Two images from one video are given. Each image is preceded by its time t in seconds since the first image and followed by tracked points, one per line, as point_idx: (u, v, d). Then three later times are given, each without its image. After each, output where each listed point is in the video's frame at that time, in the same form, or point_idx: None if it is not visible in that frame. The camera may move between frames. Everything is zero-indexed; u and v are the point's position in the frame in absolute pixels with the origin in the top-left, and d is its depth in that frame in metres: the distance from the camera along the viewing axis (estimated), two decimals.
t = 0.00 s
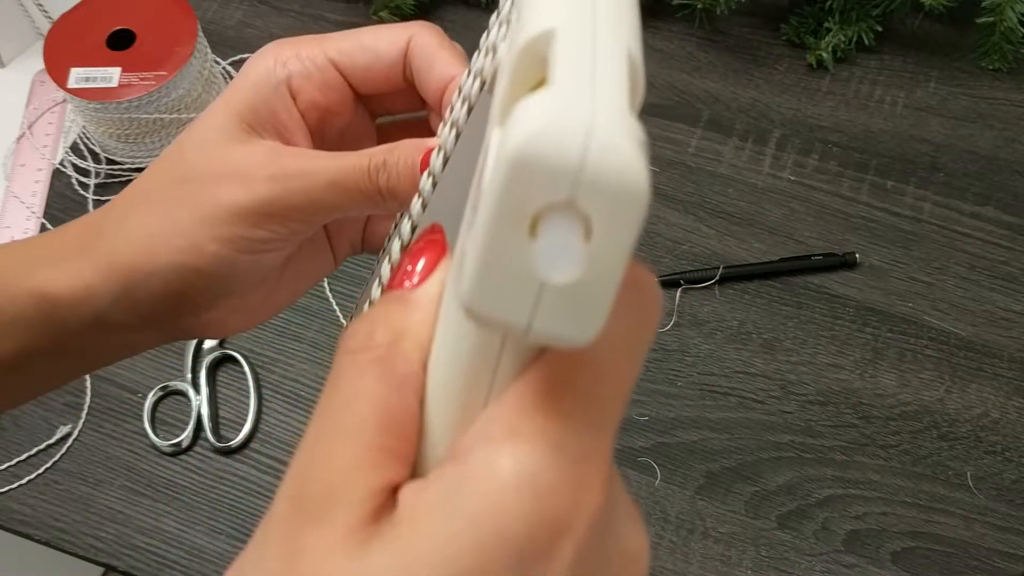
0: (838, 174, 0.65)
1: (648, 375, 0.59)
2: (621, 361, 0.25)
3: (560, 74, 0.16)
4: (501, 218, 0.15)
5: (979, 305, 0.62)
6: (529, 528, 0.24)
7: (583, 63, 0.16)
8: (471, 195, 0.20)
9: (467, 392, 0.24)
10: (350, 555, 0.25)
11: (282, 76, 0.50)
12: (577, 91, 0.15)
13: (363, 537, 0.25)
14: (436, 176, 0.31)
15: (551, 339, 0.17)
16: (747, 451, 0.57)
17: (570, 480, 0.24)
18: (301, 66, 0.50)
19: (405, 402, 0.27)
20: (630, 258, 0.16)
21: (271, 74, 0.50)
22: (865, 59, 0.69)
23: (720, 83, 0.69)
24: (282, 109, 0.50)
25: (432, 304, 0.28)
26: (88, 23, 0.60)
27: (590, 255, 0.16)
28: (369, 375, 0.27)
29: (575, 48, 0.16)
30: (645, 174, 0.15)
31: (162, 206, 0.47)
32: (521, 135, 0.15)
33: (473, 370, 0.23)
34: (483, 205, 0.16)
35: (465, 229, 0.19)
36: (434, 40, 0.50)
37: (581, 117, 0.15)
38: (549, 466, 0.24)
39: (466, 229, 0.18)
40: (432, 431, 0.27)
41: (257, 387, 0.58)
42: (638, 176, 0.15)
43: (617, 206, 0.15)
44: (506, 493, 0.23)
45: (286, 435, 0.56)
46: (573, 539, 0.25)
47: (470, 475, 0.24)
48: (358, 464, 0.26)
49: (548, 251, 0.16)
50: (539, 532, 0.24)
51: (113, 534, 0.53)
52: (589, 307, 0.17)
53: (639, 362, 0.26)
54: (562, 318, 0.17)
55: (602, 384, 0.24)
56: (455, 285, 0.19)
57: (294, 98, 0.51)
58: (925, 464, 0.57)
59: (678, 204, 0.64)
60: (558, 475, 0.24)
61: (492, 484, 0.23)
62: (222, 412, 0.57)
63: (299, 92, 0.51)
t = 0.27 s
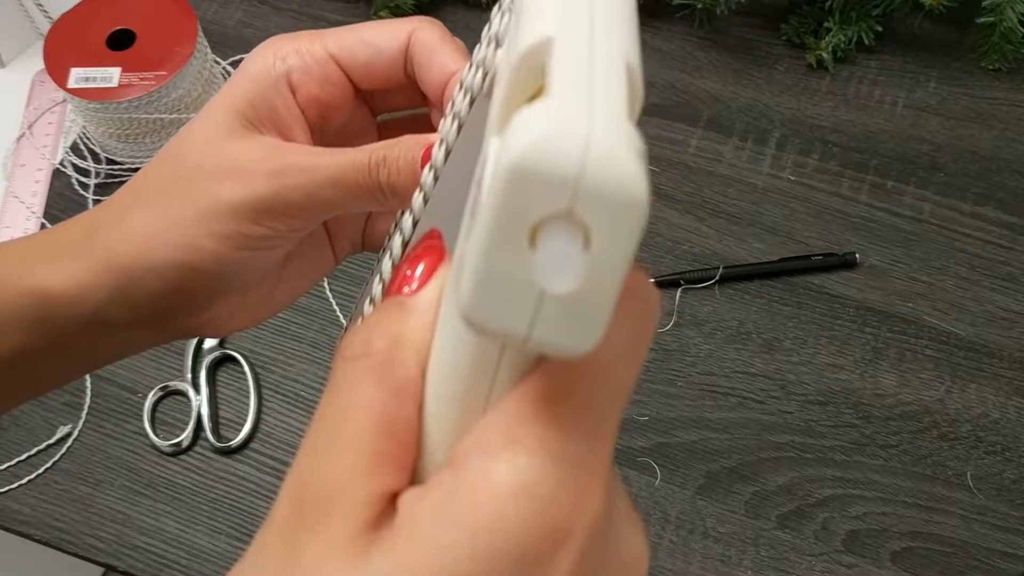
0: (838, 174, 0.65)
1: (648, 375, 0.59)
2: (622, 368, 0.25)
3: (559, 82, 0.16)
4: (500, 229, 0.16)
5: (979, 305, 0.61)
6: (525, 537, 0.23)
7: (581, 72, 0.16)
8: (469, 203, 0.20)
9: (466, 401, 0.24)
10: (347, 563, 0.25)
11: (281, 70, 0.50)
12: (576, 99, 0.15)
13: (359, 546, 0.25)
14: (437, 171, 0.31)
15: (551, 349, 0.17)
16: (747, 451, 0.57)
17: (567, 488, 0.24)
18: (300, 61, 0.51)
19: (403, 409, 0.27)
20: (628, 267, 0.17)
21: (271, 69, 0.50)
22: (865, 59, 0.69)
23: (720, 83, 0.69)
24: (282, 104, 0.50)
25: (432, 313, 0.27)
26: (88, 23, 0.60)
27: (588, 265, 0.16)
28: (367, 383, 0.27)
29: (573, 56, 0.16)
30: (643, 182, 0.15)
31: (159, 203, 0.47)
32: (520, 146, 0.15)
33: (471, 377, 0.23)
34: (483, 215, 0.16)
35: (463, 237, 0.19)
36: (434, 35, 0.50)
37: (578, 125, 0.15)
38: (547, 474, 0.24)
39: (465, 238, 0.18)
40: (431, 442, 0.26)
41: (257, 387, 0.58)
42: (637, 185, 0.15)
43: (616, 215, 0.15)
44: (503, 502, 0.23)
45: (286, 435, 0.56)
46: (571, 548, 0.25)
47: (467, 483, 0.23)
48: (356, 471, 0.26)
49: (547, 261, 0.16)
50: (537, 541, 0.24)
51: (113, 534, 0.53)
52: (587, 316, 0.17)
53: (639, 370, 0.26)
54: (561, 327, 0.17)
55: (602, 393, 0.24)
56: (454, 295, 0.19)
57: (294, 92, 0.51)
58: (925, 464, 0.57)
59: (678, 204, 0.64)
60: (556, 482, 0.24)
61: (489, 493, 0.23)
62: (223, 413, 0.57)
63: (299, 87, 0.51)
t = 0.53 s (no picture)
0: (838, 174, 0.65)
1: (648, 375, 0.59)
2: (607, 381, 0.24)
3: (543, 100, 0.16)
4: (486, 242, 0.16)
5: (979, 305, 0.61)
6: (512, 548, 0.23)
7: (565, 89, 0.16)
8: (455, 218, 0.20)
9: (456, 408, 0.24)
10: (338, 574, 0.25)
11: (278, 67, 0.50)
12: (559, 116, 0.16)
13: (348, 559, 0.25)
14: (432, 160, 0.30)
15: (537, 361, 0.18)
16: (747, 451, 0.57)
17: (554, 499, 0.23)
18: (297, 57, 0.51)
19: (390, 419, 0.27)
20: (610, 280, 0.17)
21: (267, 65, 0.50)
22: (865, 59, 0.69)
23: (720, 83, 0.69)
24: (278, 101, 0.50)
25: (418, 323, 0.28)
26: (88, 23, 0.60)
27: (572, 278, 0.16)
28: (355, 393, 0.27)
29: (557, 74, 0.16)
30: (625, 197, 0.16)
31: (154, 199, 0.47)
32: (505, 161, 0.15)
33: (462, 380, 0.23)
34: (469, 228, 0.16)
35: (450, 251, 0.19)
36: (431, 32, 0.50)
37: (562, 141, 0.15)
38: (535, 484, 0.23)
39: (451, 251, 0.18)
40: (417, 452, 0.27)
41: (257, 387, 0.58)
42: (619, 200, 0.16)
43: (600, 229, 0.16)
44: (491, 513, 0.23)
45: (286, 435, 0.56)
46: (557, 559, 0.24)
47: (455, 493, 0.23)
48: (345, 481, 0.26)
49: (532, 274, 0.16)
50: (525, 552, 0.23)
51: (113, 534, 0.53)
52: (571, 329, 0.17)
53: (624, 382, 0.25)
54: (545, 340, 0.17)
55: (588, 402, 0.24)
56: (440, 309, 0.19)
57: (290, 89, 0.51)
58: (925, 464, 0.57)
59: (678, 204, 0.64)
60: (542, 492, 0.23)
61: (477, 504, 0.23)
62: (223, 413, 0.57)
63: (295, 84, 0.51)
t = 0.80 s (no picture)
0: (838, 174, 0.66)
1: (648, 375, 0.59)
2: (583, 394, 0.25)
3: (521, 112, 0.16)
4: (463, 256, 0.16)
5: (979, 305, 0.62)
6: (493, 562, 0.23)
7: (543, 101, 0.16)
8: (436, 226, 0.20)
9: (436, 423, 0.24)
10: None
11: (270, 50, 0.50)
12: (536, 130, 0.16)
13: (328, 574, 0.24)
14: (424, 137, 0.30)
15: (513, 374, 0.18)
16: (747, 451, 0.57)
17: (534, 509, 0.23)
18: (290, 41, 0.51)
19: (370, 432, 0.27)
20: (587, 295, 0.17)
21: (259, 49, 0.50)
22: (865, 59, 0.69)
23: (720, 83, 0.69)
24: (270, 84, 0.50)
25: (400, 336, 0.28)
26: (88, 23, 0.60)
27: (549, 293, 0.16)
28: (336, 407, 0.27)
29: (535, 85, 0.16)
30: (602, 213, 0.16)
31: (143, 184, 0.47)
32: (481, 176, 0.15)
33: (441, 396, 0.23)
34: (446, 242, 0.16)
35: (431, 262, 0.19)
36: (425, 15, 0.50)
37: (539, 156, 0.15)
38: (515, 496, 0.23)
39: (432, 263, 0.19)
40: (399, 465, 0.26)
41: (257, 387, 0.58)
42: (595, 215, 0.16)
43: (576, 245, 0.16)
44: (470, 527, 0.23)
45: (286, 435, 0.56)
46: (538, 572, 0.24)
47: (434, 507, 0.23)
48: (325, 495, 0.26)
49: (508, 288, 0.16)
50: (506, 565, 0.23)
51: (113, 534, 0.53)
52: (549, 343, 0.17)
53: (602, 394, 0.26)
54: (522, 354, 0.17)
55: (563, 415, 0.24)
56: (418, 320, 0.19)
57: (283, 73, 0.51)
58: (925, 464, 0.57)
59: (679, 204, 0.64)
60: (522, 505, 0.23)
61: (457, 517, 0.23)
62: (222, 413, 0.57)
63: (288, 67, 0.51)
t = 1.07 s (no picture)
0: (838, 174, 0.66)
1: (648, 375, 0.59)
2: (562, 410, 0.26)
3: (501, 135, 0.16)
4: (444, 275, 0.16)
5: (979, 305, 0.62)
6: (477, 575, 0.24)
7: (524, 124, 0.17)
8: (420, 246, 0.21)
9: (420, 441, 0.25)
10: None
11: (265, 37, 0.50)
12: (517, 152, 0.16)
13: None
14: (418, 120, 0.30)
15: (492, 392, 0.18)
16: (747, 451, 0.57)
17: (515, 525, 0.24)
18: (285, 28, 0.51)
19: (355, 449, 0.28)
20: (567, 314, 0.17)
21: (254, 36, 0.50)
22: (865, 59, 0.69)
23: (720, 83, 0.69)
24: (264, 72, 0.50)
25: (383, 354, 0.29)
26: (87, 23, 0.60)
27: (527, 313, 0.17)
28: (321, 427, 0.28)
29: (516, 109, 0.17)
30: (579, 233, 0.16)
31: (136, 171, 0.47)
32: (463, 197, 0.16)
33: (425, 414, 0.24)
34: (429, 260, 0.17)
35: (415, 279, 0.20)
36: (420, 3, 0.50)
37: (519, 178, 0.16)
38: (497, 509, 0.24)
39: (415, 280, 0.19)
40: (383, 480, 0.27)
41: (257, 387, 0.58)
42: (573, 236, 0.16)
43: (554, 265, 0.16)
44: (454, 541, 0.23)
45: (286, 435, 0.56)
46: None
47: (419, 523, 0.24)
48: (311, 511, 0.27)
49: (488, 307, 0.17)
50: None
51: (113, 534, 0.53)
52: (530, 360, 0.18)
53: (582, 410, 0.27)
54: (503, 371, 0.18)
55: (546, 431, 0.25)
56: (402, 337, 0.20)
57: (277, 60, 0.51)
58: (925, 464, 0.57)
59: (679, 204, 0.64)
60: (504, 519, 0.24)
61: (441, 531, 0.23)
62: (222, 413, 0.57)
63: (282, 54, 0.51)
